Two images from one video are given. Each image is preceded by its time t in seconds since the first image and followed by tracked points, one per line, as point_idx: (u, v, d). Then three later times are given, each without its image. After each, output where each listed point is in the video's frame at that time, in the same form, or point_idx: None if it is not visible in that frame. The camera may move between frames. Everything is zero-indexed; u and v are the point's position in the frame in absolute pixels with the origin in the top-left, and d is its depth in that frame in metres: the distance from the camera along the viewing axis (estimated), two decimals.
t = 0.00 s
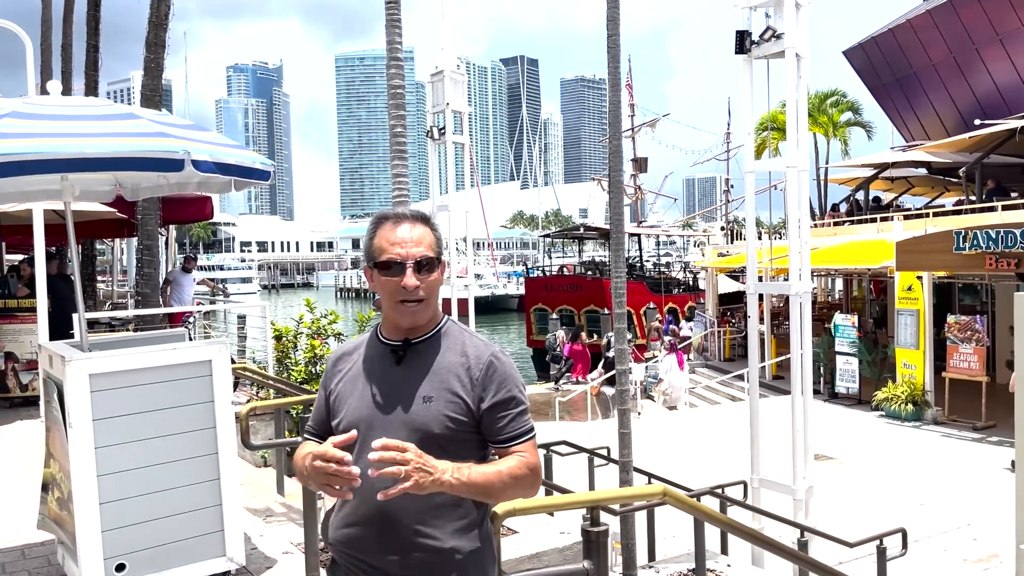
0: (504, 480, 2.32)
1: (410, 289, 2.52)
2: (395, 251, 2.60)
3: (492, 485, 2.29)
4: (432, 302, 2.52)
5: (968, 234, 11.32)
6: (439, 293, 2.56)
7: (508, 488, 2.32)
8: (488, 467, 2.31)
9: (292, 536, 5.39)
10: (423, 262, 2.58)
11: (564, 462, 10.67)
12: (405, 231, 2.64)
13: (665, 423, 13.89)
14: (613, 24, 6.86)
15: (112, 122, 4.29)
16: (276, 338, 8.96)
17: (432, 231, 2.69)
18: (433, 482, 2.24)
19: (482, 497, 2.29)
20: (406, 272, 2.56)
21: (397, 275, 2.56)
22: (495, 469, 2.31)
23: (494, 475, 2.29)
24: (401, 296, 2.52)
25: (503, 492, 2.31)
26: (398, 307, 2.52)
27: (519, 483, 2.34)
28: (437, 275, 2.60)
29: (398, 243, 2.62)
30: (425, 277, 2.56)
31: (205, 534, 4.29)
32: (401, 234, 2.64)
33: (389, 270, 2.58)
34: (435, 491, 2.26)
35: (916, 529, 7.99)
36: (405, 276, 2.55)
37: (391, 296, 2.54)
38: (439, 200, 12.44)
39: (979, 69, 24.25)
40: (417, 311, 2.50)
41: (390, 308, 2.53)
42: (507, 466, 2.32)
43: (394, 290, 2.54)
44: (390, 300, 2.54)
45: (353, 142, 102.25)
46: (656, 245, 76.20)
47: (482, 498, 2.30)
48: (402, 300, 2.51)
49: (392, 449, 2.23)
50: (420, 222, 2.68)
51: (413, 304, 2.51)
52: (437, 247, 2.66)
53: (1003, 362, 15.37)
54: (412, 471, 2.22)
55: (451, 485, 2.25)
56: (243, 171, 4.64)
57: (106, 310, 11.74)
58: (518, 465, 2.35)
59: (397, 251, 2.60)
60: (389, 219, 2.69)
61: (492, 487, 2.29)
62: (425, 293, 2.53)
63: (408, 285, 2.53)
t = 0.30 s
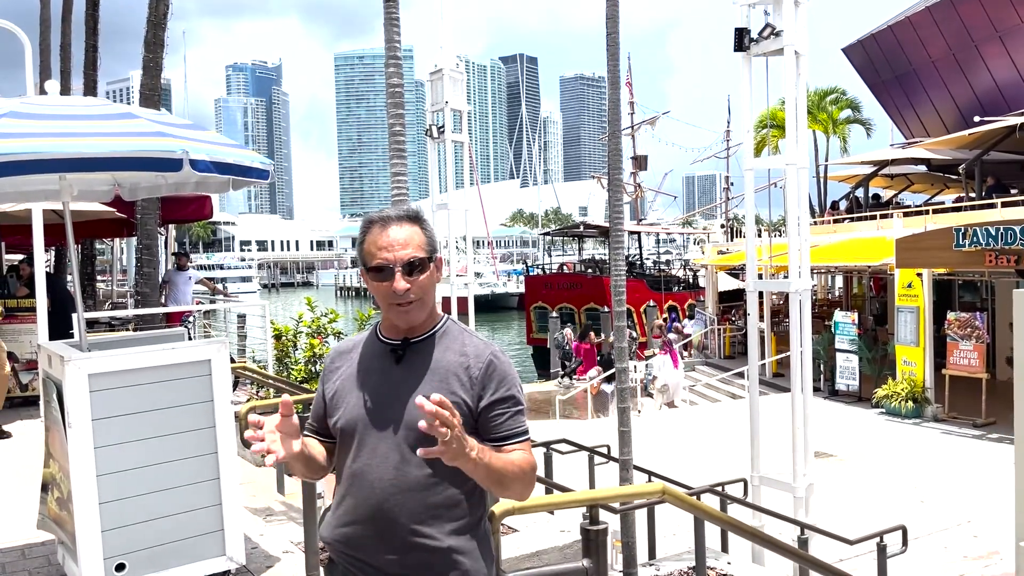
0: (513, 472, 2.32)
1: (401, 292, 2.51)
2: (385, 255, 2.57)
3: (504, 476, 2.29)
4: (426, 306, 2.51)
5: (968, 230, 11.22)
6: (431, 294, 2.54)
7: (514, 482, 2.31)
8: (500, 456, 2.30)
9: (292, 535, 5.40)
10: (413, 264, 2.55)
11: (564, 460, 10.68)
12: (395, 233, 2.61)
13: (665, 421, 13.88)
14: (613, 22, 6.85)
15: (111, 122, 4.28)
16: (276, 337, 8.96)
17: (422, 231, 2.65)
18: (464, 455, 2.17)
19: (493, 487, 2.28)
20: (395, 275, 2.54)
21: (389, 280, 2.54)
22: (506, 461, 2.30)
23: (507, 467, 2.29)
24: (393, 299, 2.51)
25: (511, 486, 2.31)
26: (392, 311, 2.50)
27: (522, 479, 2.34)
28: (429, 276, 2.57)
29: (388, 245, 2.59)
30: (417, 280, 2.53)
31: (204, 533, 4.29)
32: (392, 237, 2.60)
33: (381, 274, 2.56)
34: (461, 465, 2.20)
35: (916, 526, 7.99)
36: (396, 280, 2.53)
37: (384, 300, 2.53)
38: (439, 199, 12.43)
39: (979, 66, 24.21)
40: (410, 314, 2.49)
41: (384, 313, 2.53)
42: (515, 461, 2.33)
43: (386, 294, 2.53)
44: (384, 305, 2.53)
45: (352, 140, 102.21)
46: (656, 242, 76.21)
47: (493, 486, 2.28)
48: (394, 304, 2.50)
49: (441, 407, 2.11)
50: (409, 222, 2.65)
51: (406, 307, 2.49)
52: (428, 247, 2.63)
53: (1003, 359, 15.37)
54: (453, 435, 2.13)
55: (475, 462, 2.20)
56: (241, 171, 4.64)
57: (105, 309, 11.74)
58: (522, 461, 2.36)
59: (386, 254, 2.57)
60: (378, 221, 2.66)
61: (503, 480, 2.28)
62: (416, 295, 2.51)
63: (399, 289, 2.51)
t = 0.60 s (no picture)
0: (509, 484, 2.31)
1: (391, 289, 2.53)
2: (376, 253, 2.60)
3: (499, 490, 2.28)
4: (416, 303, 2.52)
5: (967, 229, 11.24)
6: (423, 290, 2.56)
7: (511, 494, 2.31)
8: (492, 471, 2.29)
9: (291, 535, 5.39)
10: (404, 261, 2.58)
11: (564, 460, 10.69)
12: (388, 231, 2.63)
13: (665, 420, 13.87)
14: (612, 21, 6.85)
15: (108, 122, 4.27)
16: (275, 337, 8.96)
17: (416, 228, 2.66)
18: (451, 487, 2.19)
19: (487, 502, 2.29)
20: (385, 272, 2.57)
21: (380, 276, 2.57)
22: (500, 474, 2.30)
23: (500, 482, 2.28)
24: (384, 296, 2.54)
25: (507, 497, 2.30)
26: (383, 307, 2.53)
27: (519, 487, 2.33)
28: (419, 272, 2.59)
29: (380, 242, 2.61)
30: (406, 275, 2.55)
31: (203, 534, 4.29)
32: (382, 234, 2.63)
33: (373, 271, 2.59)
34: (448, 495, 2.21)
35: (916, 524, 8.00)
36: (386, 277, 2.56)
37: (375, 297, 2.56)
38: (439, 198, 12.43)
39: (978, 64, 24.21)
40: (402, 312, 2.50)
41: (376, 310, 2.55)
42: (510, 472, 2.32)
43: (377, 290, 2.56)
44: (376, 302, 2.56)
45: (351, 140, 102.23)
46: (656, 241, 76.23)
47: (489, 503, 2.29)
48: (384, 301, 2.53)
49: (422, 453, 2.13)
50: (402, 219, 2.67)
51: (397, 304, 2.51)
52: (421, 245, 2.65)
53: (1003, 356, 15.36)
54: (434, 475, 2.15)
55: (464, 491, 2.21)
56: (240, 171, 4.63)
57: (105, 309, 11.73)
58: (519, 468, 2.35)
59: (378, 251, 2.60)
60: (371, 218, 2.68)
61: (498, 493, 2.27)
62: (408, 292, 2.53)
63: (389, 285, 2.54)
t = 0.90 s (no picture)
0: (502, 487, 2.32)
1: (393, 287, 2.53)
2: (379, 249, 2.60)
3: (489, 495, 2.30)
4: (417, 302, 2.52)
5: (966, 228, 11.24)
6: (423, 289, 2.56)
7: (504, 497, 2.32)
8: (483, 475, 2.31)
9: (290, 536, 5.39)
10: (407, 259, 2.58)
11: (563, 460, 10.69)
12: (391, 229, 2.63)
13: (665, 420, 13.87)
14: (610, 20, 6.84)
15: (106, 123, 4.26)
16: (274, 338, 8.96)
17: (419, 228, 2.67)
18: (428, 499, 2.23)
19: (479, 506, 2.31)
20: (388, 269, 2.57)
21: (382, 273, 2.57)
22: (491, 479, 2.31)
23: (490, 486, 2.29)
24: (385, 294, 2.54)
25: (499, 501, 2.32)
26: (384, 305, 2.53)
27: (513, 490, 2.34)
28: (421, 271, 2.59)
29: (383, 240, 2.61)
30: (407, 274, 2.56)
31: (202, 535, 4.28)
32: (386, 232, 2.63)
33: (375, 268, 2.59)
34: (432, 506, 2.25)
35: (915, 523, 8.00)
36: (388, 273, 2.56)
37: (377, 295, 2.55)
38: (438, 198, 12.43)
39: (976, 62, 24.20)
40: (403, 311, 2.50)
41: (376, 307, 2.55)
42: (502, 475, 2.33)
43: (378, 288, 2.56)
44: (376, 299, 2.56)
45: (350, 140, 102.20)
46: (655, 241, 76.23)
47: (480, 507, 2.31)
48: (386, 299, 2.52)
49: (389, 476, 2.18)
50: (406, 218, 2.67)
51: (398, 303, 2.51)
52: (424, 244, 2.65)
53: (1002, 355, 15.37)
54: (405, 490, 2.20)
55: (448, 500, 2.25)
56: (237, 171, 4.62)
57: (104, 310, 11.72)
58: (514, 471, 2.36)
59: (381, 249, 2.60)
60: (375, 217, 2.68)
61: (489, 497, 2.29)
62: (409, 290, 2.53)
63: (391, 283, 2.54)
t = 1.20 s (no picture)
0: (504, 490, 2.32)
1: (397, 287, 2.53)
2: (385, 249, 2.60)
3: (491, 497, 2.30)
4: (422, 303, 2.52)
5: (965, 228, 11.24)
6: (428, 290, 2.56)
7: (505, 500, 2.32)
8: (485, 478, 2.31)
9: (289, 537, 5.39)
10: (413, 259, 2.58)
11: (563, 460, 10.70)
12: (396, 230, 2.63)
13: (665, 420, 13.88)
14: (608, 21, 6.85)
15: (103, 125, 4.26)
16: (273, 339, 8.96)
17: (425, 229, 2.67)
18: (430, 503, 2.23)
19: (481, 510, 2.31)
20: (394, 269, 2.57)
21: (387, 274, 2.57)
22: (493, 482, 2.31)
23: (492, 489, 2.29)
24: (389, 294, 2.53)
25: (501, 504, 2.32)
26: (387, 306, 2.52)
27: (515, 492, 2.34)
28: (427, 272, 2.59)
29: (388, 240, 2.61)
30: (413, 274, 2.56)
31: (202, 536, 4.28)
32: (392, 232, 2.63)
33: (380, 268, 2.59)
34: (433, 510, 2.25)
35: (915, 523, 8.00)
36: (394, 274, 2.56)
37: (381, 295, 2.55)
38: (437, 199, 12.44)
39: (975, 62, 24.22)
40: (407, 313, 2.50)
41: (380, 307, 2.55)
42: (505, 477, 2.33)
43: (382, 289, 2.56)
44: (381, 300, 2.55)
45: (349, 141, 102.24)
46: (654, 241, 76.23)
47: (481, 511, 2.31)
48: (391, 300, 2.52)
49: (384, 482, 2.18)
50: (411, 218, 2.67)
51: (402, 304, 2.51)
52: (430, 245, 2.65)
53: (1001, 355, 15.38)
54: (404, 496, 2.20)
55: (449, 504, 2.25)
56: (235, 172, 4.61)
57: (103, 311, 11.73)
58: (516, 474, 2.36)
59: (386, 249, 2.60)
60: (380, 217, 2.68)
61: (491, 501, 2.30)
62: (414, 291, 2.53)
63: (396, 284, 2.54)
